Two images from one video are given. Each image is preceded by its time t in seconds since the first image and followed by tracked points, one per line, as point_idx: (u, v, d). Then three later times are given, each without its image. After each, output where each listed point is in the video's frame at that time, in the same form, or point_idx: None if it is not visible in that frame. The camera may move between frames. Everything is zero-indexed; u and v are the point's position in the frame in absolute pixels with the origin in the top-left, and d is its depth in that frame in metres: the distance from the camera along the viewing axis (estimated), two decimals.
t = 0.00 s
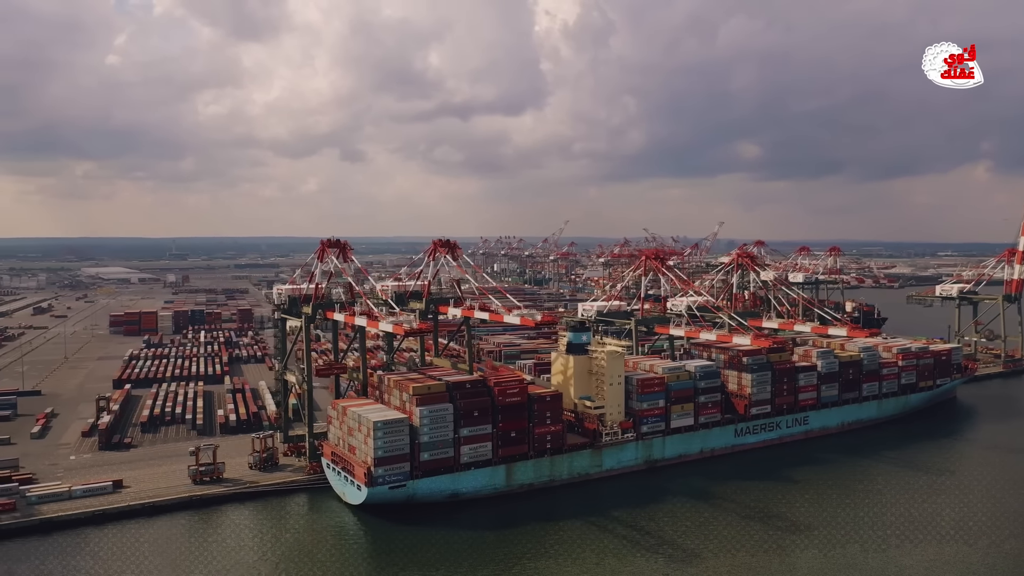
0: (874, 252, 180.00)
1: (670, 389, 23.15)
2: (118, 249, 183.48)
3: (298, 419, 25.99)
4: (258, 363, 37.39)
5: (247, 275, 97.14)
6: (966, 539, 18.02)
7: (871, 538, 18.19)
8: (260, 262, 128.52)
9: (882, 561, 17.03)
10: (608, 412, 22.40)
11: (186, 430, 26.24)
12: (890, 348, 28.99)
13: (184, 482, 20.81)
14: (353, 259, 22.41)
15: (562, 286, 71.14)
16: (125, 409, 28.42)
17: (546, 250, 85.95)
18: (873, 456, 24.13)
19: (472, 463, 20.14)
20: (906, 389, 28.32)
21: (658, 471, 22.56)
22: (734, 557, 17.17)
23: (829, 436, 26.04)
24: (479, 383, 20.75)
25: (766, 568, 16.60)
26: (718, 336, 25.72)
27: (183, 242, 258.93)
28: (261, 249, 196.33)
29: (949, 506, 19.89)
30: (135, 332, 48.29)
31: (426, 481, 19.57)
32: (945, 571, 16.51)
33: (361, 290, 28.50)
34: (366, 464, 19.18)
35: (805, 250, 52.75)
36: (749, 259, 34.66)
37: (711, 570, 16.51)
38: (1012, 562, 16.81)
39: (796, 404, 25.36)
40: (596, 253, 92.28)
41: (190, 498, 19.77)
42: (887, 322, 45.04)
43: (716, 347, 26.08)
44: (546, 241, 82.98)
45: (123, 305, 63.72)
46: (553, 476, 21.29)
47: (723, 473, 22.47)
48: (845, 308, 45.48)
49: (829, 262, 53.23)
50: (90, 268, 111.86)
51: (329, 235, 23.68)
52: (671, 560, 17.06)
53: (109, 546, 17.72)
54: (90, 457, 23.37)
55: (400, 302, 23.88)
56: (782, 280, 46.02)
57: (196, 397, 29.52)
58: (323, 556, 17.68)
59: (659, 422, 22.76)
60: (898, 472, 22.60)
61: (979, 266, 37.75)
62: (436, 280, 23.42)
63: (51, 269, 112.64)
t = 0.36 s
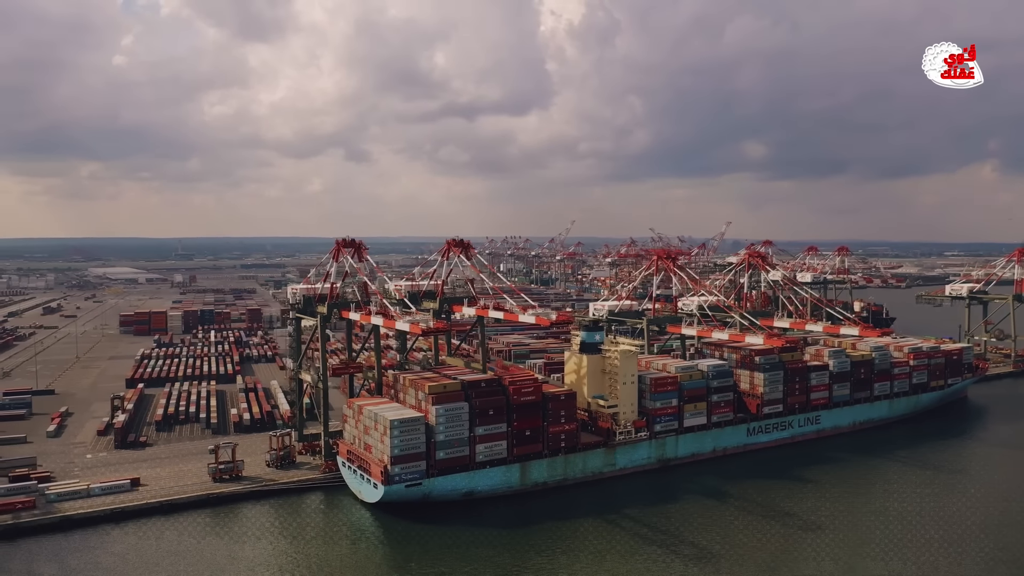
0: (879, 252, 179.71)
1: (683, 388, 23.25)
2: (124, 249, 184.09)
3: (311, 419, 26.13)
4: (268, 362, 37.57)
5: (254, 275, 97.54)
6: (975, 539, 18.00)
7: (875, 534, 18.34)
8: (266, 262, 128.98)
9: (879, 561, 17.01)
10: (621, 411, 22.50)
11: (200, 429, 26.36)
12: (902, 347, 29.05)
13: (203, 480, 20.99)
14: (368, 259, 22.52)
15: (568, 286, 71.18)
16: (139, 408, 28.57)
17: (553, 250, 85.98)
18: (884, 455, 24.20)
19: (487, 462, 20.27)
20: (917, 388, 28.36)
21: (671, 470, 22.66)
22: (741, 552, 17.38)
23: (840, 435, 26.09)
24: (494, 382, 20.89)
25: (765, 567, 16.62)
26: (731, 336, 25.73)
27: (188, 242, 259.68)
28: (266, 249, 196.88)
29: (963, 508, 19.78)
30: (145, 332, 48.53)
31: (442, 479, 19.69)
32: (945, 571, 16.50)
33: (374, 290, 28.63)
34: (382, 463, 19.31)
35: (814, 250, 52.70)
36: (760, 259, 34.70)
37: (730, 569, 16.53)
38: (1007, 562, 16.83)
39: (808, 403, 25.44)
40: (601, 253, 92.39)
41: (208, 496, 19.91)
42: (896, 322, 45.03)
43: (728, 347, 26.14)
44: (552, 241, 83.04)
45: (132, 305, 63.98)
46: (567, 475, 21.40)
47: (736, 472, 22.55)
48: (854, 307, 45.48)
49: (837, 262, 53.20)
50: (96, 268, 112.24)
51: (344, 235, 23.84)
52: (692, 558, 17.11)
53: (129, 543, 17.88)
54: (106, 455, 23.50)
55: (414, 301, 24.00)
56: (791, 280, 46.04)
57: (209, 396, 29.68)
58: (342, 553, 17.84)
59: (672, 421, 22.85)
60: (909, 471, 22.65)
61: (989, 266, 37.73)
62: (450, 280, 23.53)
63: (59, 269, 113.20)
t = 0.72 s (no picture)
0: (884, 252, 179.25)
1: (696, 386, 23.35)
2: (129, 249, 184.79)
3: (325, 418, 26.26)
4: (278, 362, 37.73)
5: (259, 275, 97.81)
6: (986, 539, 17.96)
7: (886, 534, 18.34)
8: (271, 262, 129.27)
9: (882, 556, 17.18)
10: (634, 410, 22.60)
11: (214, 428, 26.50)
12: (912, 346, 29.11)
13: (222, 478, 21.18)
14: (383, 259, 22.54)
15: (574, 286, 71.24)
16: (153, 407, 28.74)
17: (558, 250, 86.04)
18: (895, 454, 24.28)
19: (502, 460, 20.38)
20: (928, 387, 28.42)
21: (684, 469, 22.76)
22: (752, 549, 17.45)
23: (851, 434, 26.16)
24: (508, 381, 21.00)
25: (767, 565, 16.71)
26: (742, 335, 25.75)
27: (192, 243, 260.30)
28: (270, 250, 197.27)
29: (977, 508, 19.73)
30: (154, 332, 48.75)
31: (457, 477, 19.81)
32: (947, 571, 16.48)
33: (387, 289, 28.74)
34: (398, 461, 19.44)
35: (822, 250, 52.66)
36: (770, 259, 34.76)
37: (742, 566, 16.62)
38: (1007, 561, 16.80)
39: (819, 402, 25.52)
40: (606, 253, 92.44)
41: (225, 494, 20.06)
42: (905, 322, 45.03)
43: (739, 346, 26.21)
44: (558, 242, 83.06)
45: (140, 305, 64.26)
46: (581, 473, 21.51)
47: (748, 471, 22.65)
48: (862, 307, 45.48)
49: (845, 262, 53.18)
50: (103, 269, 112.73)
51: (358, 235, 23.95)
52: (707, 555, 17.24)
53: (147, 540, 18.04)
54: (122, 453, 23.64)
55: (427, 301, 24.13)
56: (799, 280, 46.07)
57: (221, 395, 29.83)
58: (360, 550, 17.97)
59: (685, 420, 22.94)
60: (922, 470, 22.69)
61: (998, 265, 37.74)
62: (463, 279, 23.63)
63: (65, 269, 113.58)
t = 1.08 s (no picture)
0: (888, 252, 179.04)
1: (708, 386, 23.45)
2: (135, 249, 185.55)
3: (337, 417, 26.42)
4: (289, 361, 37.93)
5: (266, 275, 98.09)
6: (995, 539, 17.95)
7: (894, 533, 18.36)
8: (276, 262, 129.63)
9: (880, 553, 17.25)
10: (647, 410, 22.69)
11: (227, 426, 26.66)
12: (923, 346, 29.16)
13: (242, 476, 21.39)
14: (397, 258, 22.75)
15: (581, 286, 71.31)
16: (166, 406, 28.92)
17: (564, 250, 86.09)
18: (907, 453, 24.34)
19: (517, 459, 20.50)
20: (938, 387, 28.47)
21: (697, 468, 22.86)
22: (761, 547, 17.56)
23: (863, 434, 26.23)
24: (522, 380, 21.14)
25: (768, 562, 16.83)
26: (754, 335, 25.78)
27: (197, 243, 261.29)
28: (275, 250, 198.11)
29: (991, 508, 19.71)
30: (164, 331, 48.98)
31: (473, 476, 19.93)
32: (944, 571, 16.46)
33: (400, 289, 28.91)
34: (414, 459, 19.57)
35: (830, 250, 52.63)
36: (781, 259, 34.79)
37: (748, 564, 16.71)
38: (1006, 561, 16.79)
39: (831, 402, 25.60)
40: (611, 253, 92.57)
41: (242, 493, 20.23)
42: (913, 321, 45.00)
43: (751, 346, 26.30)
44: (563, 242, 83.04)
45: (148, 305, 64.56)
46: (595, 472, 21.64)
47: (761, 470, 22.74)
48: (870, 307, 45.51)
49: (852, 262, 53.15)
50: (110, 268, 113.19)
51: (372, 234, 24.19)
52: (718, 552, 17.38)
53: (169, 537, 18.22)
54: (137, 451, 23.83)
55: (440, 300, 24.31)
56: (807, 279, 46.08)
57: (234, 394, 30.01)
58: (379, 548, 18.11)
59: (697, 419, 23.05)
60: (934, 469, 22.75)
61: (1008, 265, 37.74)
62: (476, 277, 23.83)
63: (73, 270, 114.34)
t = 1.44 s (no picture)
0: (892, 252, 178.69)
1: (719, 384, 23.58)
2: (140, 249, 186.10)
3: (350, 416, 26.58)
4: (299, 360, 38.12)
5: (271, 275, 98.33)
6: (1001, 537, 17.93)
7: (904, 531, 18.38)
8: (281, 262, 129.94)
9: (880, 553, 17.21)
10: (659, 408, 22.82)
11: (240, 425, 26.84)
12: (932, 345, 29.24)
13: (259, 473, 21.59)
14: (411, 259, 22.62)
15: (587, 285, 71.41)
16: (179, 405, 29.11)
17: (569, 250, 86.20)
18: (916, 452, 24.42)
19: (530, 457, 20.64)
20: (948, 386, 28.55)
21: (708, 466, 22.98)
22: (770, 545, 17.64)
23: (872, 433, 26.32)
24: (536, 378, 21.28)
25: (770, 560, 16.89)
26: (765, 334, 25.87)
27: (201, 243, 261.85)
28: (279, 250, 198.56)
29: (1002, 506, 19.67)
30: (173, 331, 49.20)
31: (487, 474, 20.07)
32: (942, 571, 16.38)
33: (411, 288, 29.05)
34: (429, 457, 19.71)
35: (836, 249, 52.66)
36: (790, 258, 34.84)
37: (755, 562, 16.79)
38: (1006, 561, 16.73)
39: (841, 401, 25.70)
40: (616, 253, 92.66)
41: (258, 491, 20.39)
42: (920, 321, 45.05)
43: (762, 345, 26.42)
44: (569, 242, 82.97)
45: (156, 305, 64.78)
46: (607, 470, 21.77)
47: (772, 468, 22.85)
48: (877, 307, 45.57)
49: (859, 261, 53.18)
50: (116, 268, 113.56)
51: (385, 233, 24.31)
52: (730, 548, 17.53)
53: (189, 533, 18.40)
54: (152, 450, 24.02)
55: (452, 299, 24.47)
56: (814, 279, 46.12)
57: (246, 394, 30.19)
58: (395, 546, 18.21)
59: (709, 418, 23.18)
60: (945, 467, 22.84)
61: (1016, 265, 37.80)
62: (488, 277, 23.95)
63: (79, 270, 114.75)
